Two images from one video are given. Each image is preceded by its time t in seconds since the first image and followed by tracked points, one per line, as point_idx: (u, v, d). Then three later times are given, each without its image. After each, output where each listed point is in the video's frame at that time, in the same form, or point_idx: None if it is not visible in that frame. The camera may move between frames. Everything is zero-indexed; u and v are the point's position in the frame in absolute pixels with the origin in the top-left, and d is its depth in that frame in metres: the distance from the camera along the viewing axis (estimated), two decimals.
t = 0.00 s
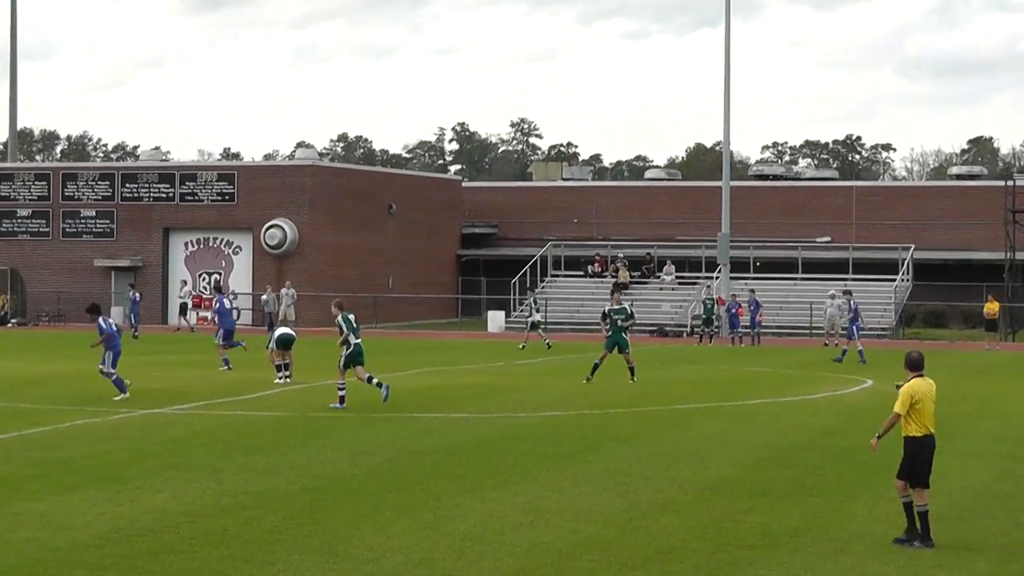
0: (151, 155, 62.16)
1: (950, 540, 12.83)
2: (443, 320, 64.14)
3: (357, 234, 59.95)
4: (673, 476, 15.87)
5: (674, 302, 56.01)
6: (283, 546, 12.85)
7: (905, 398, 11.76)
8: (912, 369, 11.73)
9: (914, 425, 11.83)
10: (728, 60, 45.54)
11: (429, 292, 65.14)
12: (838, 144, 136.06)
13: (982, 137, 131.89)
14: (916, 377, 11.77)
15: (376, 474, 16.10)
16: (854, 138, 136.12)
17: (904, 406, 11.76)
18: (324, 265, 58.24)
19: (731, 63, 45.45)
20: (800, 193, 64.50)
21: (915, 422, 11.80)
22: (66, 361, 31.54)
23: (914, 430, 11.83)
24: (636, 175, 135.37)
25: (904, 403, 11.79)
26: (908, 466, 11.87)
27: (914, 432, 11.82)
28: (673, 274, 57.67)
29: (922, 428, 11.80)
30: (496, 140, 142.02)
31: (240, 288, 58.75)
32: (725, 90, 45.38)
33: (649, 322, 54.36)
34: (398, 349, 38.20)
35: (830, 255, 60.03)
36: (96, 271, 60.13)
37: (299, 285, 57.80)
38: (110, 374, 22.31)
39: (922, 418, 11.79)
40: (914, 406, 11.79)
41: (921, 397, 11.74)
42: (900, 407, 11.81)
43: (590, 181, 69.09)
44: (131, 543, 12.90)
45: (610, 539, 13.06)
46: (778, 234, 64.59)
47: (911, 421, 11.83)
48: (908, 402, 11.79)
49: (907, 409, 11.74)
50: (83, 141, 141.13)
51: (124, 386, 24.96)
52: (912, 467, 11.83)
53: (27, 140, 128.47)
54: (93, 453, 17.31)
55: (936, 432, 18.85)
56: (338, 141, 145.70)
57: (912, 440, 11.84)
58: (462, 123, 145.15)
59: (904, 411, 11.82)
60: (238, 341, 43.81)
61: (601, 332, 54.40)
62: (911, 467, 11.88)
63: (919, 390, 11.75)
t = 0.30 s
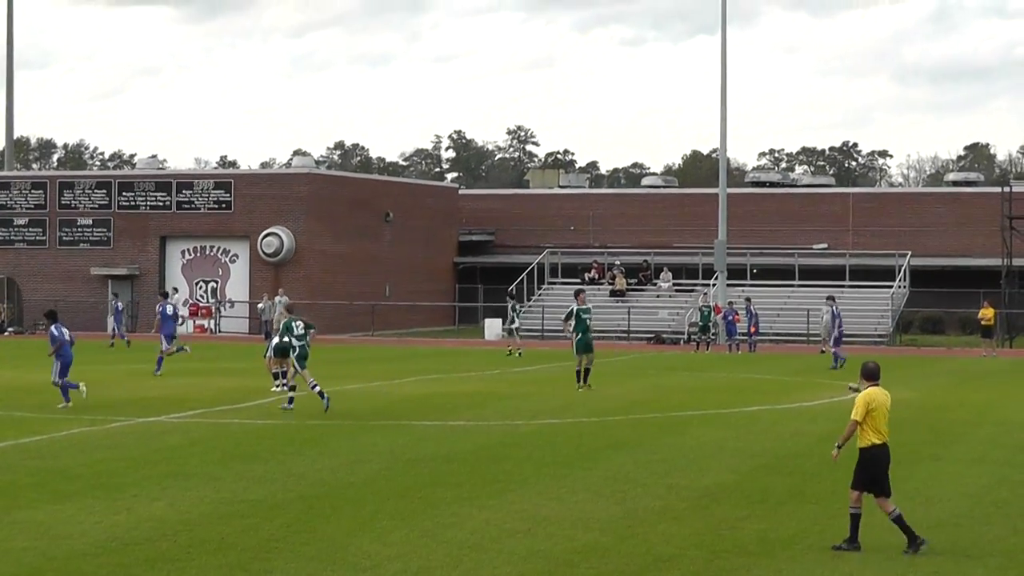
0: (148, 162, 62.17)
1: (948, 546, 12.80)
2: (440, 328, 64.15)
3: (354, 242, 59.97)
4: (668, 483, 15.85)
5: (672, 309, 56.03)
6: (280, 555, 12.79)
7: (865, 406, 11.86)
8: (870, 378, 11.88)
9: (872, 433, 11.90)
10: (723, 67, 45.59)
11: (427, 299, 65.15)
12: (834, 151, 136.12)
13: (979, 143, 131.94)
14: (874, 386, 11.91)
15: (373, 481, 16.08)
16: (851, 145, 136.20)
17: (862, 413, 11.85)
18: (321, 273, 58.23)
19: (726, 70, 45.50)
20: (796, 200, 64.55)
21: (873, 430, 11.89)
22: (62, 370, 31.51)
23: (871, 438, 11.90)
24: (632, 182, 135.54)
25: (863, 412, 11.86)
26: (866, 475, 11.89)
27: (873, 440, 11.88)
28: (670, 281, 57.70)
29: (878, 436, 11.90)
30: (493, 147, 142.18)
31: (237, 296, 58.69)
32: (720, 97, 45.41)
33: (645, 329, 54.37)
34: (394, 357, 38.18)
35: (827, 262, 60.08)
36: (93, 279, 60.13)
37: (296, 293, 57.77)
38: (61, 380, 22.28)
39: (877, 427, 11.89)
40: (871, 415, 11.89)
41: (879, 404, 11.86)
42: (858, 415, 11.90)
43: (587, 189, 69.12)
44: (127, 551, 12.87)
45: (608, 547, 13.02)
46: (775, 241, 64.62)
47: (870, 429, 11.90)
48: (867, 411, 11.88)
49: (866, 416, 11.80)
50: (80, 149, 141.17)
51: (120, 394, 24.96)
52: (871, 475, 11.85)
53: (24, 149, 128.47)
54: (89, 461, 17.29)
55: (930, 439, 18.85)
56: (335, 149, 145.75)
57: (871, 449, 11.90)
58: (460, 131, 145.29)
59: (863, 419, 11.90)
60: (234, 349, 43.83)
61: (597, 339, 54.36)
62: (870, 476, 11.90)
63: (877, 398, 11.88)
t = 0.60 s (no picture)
0: (146, 168, 62.20)
1: (946, 552, 12.79)
2: (438, 333, 64.13)
3: (352, 248, 59.97)
4: (666, 489, 15.84)
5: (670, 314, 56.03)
6: (277, 561, 12.76)
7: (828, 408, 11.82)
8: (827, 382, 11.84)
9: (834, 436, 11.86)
10: (722, 73, 45.62)
11: (425, 305, 65.16)
12: (833, 157, 136.28)
13: (977, 150, 132.11)
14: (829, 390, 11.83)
15: (371, 487, 16.08)
16: (849, 151, 136.50)
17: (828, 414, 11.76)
18: (320, 278, 58.20)
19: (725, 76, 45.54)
20: (795, 206, 64.57)
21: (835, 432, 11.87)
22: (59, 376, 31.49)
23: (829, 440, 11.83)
24: (631, 188, 135.62)
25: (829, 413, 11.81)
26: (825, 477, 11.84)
27: (836, 441, 11.78)
28: (669, 287, 57.69)
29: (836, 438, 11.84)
30: (492, 153, 142.29)
31: (235, 302, 58.64)
32: (718, 103, 45.43)
33: (643, 335, 54.36)
34: (390, 363, 38.18)
35: (825, 269, 60.10)
36: (91, 284, 60.12)
37: (294, 299, 57.74)
38: (4, 389, 23.01)
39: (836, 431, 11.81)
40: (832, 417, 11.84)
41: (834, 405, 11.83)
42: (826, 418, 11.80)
43: (585, 195, 69.15)
44: (124, 557, 12.86)
45: (606, 554, 13.00)
46: (773, 247, 64.64)
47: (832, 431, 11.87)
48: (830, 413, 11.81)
49: (835, 415, 11.68)
50: (78, 155, 141.30)
51: (116, 400, 24.96)
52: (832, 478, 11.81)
53: (22, 154, 128.53)
54: (88, 467, 17.28)
55: (927, 446, 18.84)
56: (334, 154, 145.87)
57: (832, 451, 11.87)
58: (458, 137, 145.47)
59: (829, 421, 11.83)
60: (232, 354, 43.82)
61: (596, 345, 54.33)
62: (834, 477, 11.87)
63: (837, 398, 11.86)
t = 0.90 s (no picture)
0: (142, 169, 62.18)
1: (941, 555, 12.78)
2: (433, 335, 64.13)
3: (348, 249, 59.93)
4: (662, 492, 15.82)
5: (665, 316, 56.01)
6: (273, 562, 12.74)
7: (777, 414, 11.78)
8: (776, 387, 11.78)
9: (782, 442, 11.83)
10: (718, 76, 45.64)
11: (420, 306, 65.15)
12: (829, 159, 136.34)
13: (973, 152, 132.14)
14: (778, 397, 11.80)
15: (367, 488, 16.08)
16: (846, 154, 136.47)
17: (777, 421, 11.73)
18: (316, 279, 58.15)
19: (721, 79, 45.54)
20: (791, 208, 64.58)
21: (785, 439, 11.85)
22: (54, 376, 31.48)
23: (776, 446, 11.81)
24: (627, 190, 135.61)
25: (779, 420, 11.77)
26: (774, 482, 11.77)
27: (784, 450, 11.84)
28: (664, 289, 57.68)
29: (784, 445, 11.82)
30: (488, 155, 142.31)
31: (231, 303, 58.61)
32: (714, 106, 45.43)
33: (639, 337, 54.34)
34: (385, 364, 38.17)
35: (821, 271, 60.11)
36: (87, 285, 60.07)
37: (290, 300, 57.68)
38: None
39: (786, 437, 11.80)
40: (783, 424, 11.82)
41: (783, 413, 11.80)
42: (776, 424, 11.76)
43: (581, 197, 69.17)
44: (120, 558, 12.85)
45: (601, 555, 12.99)
46: (769, 249, 64.64)
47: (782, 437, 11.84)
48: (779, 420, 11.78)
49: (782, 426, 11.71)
50: (74, 156, 141.19)
51: (110, 400, 24.92)
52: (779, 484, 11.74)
53: (18, 155, 128.32)
54: (83, 467, 17.27)
55: (921, 448, 18.85)
56: (330, 156, 145.76)
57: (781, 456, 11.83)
58: (454, 138, 145.42)
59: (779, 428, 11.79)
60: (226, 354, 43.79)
61: (591, 347, 54.31)
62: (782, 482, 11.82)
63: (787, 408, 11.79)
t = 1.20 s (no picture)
0: (140, 167, 62.17)
1: (936, 556, 12.78)
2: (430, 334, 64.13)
3: (346, 248, 59.94)
4: (658, 492, 15.81)
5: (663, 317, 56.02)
6: (269, 561, 12.72)
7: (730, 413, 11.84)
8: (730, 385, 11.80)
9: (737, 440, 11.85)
10: (717, 77, 45.67)
11: (418, 305, 65.16)
12: (827, 160, 136.47)
13: (972, 154, 132.22)
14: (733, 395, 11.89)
15: (363, 487, 16.07)
16: (844, 155, 136.57)
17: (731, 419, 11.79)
18: (313, 278, 58.10)
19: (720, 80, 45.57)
20: (789, 209, 64.60)
21: (742, 437, 11.84)
22: (51, 374, 31.47)
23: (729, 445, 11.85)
24: (625, 190, 135.58)
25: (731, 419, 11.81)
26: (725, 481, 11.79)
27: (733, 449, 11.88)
28: (662, 290, 57.71)
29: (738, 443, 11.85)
30: (486, 154, 142.35)
31: (228, 301, 58.58)
32: (713, 108, 45.45)
33: (636, 337, 54.33)
34: (381, 363, 38.18)
35: (818, 272, 60.13)
36: (84, 283, 60.04)
37: (287, 298, 57.63)
38: None
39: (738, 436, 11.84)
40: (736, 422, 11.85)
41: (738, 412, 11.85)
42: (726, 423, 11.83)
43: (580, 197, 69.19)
44: (116, 556, 12.84)
45: (597, 555, 12.98)
46: (767, 250, 64.66)
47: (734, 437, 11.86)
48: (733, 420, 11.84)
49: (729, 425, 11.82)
50: (72, 153, 141.27)
51: (107, 398, 24.92)
52: (734, 483, 11.73)
53: (15, 151, 128.37)
54: (80, 465, 17.26)
55: (917, 449, 18.86)
56: (328, 154, 145.84)
57: (737, 456, 11.83)
58: (452, 138, 145.52)
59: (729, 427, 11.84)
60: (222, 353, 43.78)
61: (589, 347, 54.32)
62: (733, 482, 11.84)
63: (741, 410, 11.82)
